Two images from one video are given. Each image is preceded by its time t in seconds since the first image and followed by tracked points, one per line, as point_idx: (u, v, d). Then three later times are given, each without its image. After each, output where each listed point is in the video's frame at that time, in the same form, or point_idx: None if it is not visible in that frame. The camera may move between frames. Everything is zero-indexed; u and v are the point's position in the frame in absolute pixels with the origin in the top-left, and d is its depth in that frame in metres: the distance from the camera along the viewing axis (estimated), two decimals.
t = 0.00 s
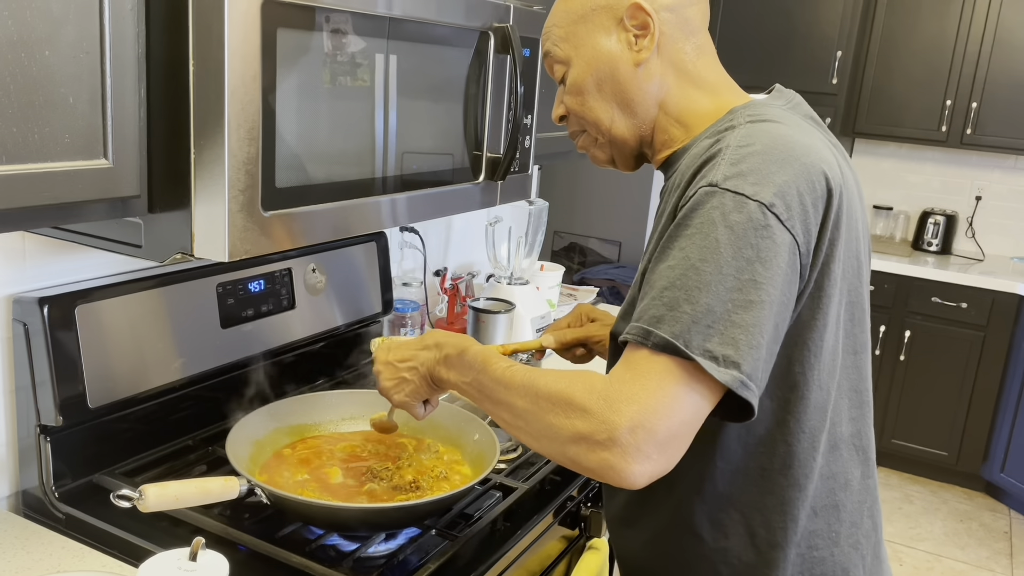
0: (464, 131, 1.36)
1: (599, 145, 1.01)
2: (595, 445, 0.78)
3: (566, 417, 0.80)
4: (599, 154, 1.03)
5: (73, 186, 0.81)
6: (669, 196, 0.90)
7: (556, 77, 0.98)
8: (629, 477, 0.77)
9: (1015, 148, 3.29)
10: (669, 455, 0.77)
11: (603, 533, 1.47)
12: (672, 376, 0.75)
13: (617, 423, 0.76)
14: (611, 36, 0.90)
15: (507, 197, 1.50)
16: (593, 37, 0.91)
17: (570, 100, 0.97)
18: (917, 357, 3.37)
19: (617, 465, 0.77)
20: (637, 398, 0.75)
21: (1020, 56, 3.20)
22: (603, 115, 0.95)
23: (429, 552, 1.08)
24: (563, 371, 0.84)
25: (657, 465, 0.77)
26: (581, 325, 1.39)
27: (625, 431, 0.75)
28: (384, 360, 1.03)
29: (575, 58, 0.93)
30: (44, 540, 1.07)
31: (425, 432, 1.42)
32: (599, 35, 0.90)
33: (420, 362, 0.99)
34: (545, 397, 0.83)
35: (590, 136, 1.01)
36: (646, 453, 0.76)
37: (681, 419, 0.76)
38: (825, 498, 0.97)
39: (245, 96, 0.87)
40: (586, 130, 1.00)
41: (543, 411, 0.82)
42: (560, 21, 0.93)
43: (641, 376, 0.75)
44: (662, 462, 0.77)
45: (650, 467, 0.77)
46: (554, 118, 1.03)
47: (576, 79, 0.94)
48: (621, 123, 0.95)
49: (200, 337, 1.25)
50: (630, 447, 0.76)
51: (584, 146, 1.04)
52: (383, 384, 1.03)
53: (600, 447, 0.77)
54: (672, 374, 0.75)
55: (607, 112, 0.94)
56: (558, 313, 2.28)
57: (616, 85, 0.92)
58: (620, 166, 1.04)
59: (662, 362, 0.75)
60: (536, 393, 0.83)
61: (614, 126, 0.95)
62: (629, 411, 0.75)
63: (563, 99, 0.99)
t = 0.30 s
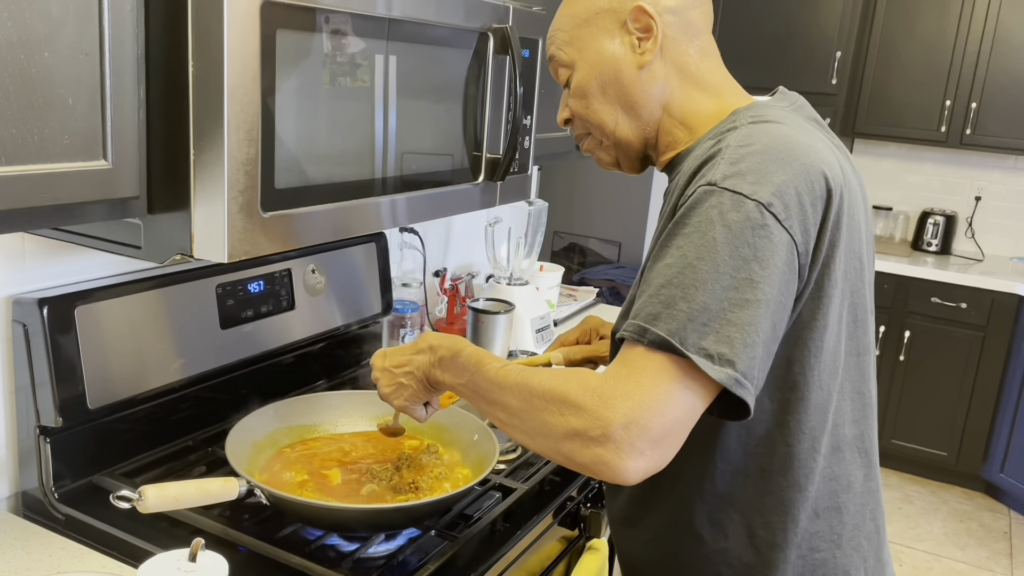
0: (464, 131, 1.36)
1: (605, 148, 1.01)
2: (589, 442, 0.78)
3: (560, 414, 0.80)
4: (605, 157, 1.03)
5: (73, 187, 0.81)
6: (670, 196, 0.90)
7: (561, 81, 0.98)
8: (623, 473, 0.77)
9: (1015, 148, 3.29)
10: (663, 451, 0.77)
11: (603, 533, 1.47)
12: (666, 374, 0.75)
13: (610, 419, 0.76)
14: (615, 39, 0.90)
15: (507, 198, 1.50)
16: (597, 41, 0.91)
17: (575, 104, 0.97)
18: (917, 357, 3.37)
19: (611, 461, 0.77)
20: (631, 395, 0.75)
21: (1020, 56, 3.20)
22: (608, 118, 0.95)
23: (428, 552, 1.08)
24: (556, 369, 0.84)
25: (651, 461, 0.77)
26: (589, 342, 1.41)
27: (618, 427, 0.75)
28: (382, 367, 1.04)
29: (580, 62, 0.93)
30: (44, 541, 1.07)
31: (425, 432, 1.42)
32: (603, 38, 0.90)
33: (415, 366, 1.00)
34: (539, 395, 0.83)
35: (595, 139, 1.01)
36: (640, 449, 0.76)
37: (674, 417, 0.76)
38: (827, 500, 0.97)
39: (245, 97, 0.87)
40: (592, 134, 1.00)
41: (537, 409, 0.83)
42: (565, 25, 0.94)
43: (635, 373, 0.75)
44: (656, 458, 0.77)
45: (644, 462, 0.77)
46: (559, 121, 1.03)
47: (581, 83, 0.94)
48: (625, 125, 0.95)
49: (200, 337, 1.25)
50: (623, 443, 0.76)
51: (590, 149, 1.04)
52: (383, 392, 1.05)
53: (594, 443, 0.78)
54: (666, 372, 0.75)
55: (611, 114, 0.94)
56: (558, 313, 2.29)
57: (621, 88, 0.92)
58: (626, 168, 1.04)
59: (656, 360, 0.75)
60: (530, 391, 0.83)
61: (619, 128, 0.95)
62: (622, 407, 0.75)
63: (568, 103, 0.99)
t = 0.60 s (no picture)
0: (464, 131, 1.36)
1: (608, 149, 1.01)
2: (599, 446, 0.78)
3: (569, 418, 0.80)
4: (609, 158, 1.03)
5: (73, 187, 0.81)
6: (675, 197, 0.90)
7: (564, 83, 0.98)
8: (632, 476, 0.77)
9: (1015, 149, 3.29)
10: (671, 454, 0.77)
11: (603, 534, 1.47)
12: (676, 376, 0.75)
13: (619, 423, 0.76)
14: (619, 41, 0.90)
15: (507, 198, 1.50)
16: (601, 43, 0.91)
17: (579, 106, 0.97)
18: (917, 358, 3.37)
19: (620, 465, 0.77)
20: (640, 398, 0.75)
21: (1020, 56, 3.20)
22: (612, 120, 0.95)
23: (428, 552, 1.08)
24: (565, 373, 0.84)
25: (660, 464, 0.77)
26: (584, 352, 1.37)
27: (627, 431, 0.75)
28: (390, 367, 1.03)
29: (584, 64, 0.93)
30: (45, 542, 1.07)
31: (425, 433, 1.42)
32: (607, 40, 0.90)
33: (422, 367, 0.99)
34: (547, 398, 0.82)
35: (599, 141, 1.01)
36: (649, 452, 0.76)
37: (682, 420, 0.76)
38: (832, 501, 0.97)
39: (245, 97, 0.87)
40: (595, 135, 1.00)
41: (545, 412, 0.82)
42: (568, 26, 0.94)
43: (644, 376, 0.75)
44: (665, 462, 0.77)
45: (652, 466, 0.77)
46: (562, 123, 1.02)
47: (585, 85, 0.94)
48: (629, 127, 0.95)
49: (201, 338, 1.25)
50: (631, 447, 0.76)
51: (593, 150, 1.04)
52: (388, 391, 1.04)
53: (602, 447, 0.78)
54: (675, 375, 0.75)
55: (615, 116, 0.94)
56: (558, 313, 2.29)
57: (625, 89, 0.91)
58: (629, 169, 1.04)
59: (666, 362, 0.75)
60: (539, 395, 0.83)
61: (622, 129, 0.95)
62: (631, 411, 0.75)
63: (571, 104, 0.99)
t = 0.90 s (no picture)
0: (464, 131, 1.36)
1: (611, 147, 1.01)
2: (601, 442, 0.78)
3: (572, 414, 0.80)
4: (611, 156, 1.03)
5: (72, 187, 0.81)
6: (679, 195, 0.90)
7: (567, 80, 0.98)
8: (635, 474, 0.77)
9: (1015, 148, 3.29)
10: (675, 452, 0.77)
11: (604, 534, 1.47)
12: (682, 373, 0.75)
13: (622, 420, 0.76)
14: (623, 38, 0.90)
15: (507, 198, 1.50)
16: (605, 40, 0.90)
17: (581, 103, 0.96)
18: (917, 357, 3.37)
19: (623, 462, 0.77)
20: (645, 395, 0.75)
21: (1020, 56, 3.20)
22: (615, 118, 0.95)
23: (428, 552, 1.08)
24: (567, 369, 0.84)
25: (663, 462, 0.77)
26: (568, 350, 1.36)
27: (631, 428, 0.75)
28: (389, 355, 1.02)
29: (587, 61, 0.93)
30: (45, 542, 1.07)
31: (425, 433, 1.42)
32: (610, 37, 0.90)
33: (421, 360, 0.99)
34: (550, 395, 0.82)
35: (601, 139, 1.01)
36: (653, 450, 0.76)
37: (688, 417, 0.76)
38: (836, 500, 0.97)
39: (245, 97, 0.87)
40: (597, 133, 1.00)
41: (547, 409, 0.82)
42: (571, 23, 0.93)
43: (650, 373, 0.75)
44: (669, 460, 0.77)
45: (657, 464, 0.77)
46: (563, 120, 1.02)
47: (588, 82, 0.94)
48: (632, 124, 0.95)
49: (200, 338, 1.25)
50: (635, 444, 0.76)
51: (595, 148, 1.04)
52: (384, 380, 1.03)
53: (606, 444, 0.77)
54: (681, 372, 0.75)
55: (618, 113, 0.94)
56: (558, 313, 2.29)
57: (628, 87, 0.91)
58: (631, 167, 1.04)
59: (671, 360, 0.75)
60: (542, 391, 0.83)
61: (625, 127, 0.95)
62: (636, 408, 0.75)
63: (573, 101, 0.98)
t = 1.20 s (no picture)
0: (464, 131, 1.36)
1: (610, 145, 1.01)
2: (610, 446, 0.78)
3: (580, 417, 0.80)
4: (610, 154, 1.03)
5: (72, 187, 0.81)
6: (680, 196, 0.90)
7: (566, 76, 0.98)
8: (643, 478, 0.77)
9: (1015, 148, 3.29)
10: (683, 456, 0.77)
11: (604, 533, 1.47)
12: (687, 377, 0.75)
13: (631, 424, 0.75)
14: (623, 35, 0.90)
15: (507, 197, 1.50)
16: (605, 36, 0.90)
17: (580, 99, 0.96)
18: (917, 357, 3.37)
19: (630, 466, 0.77)
20: (652, 398, 0.75)
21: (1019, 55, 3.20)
22: (613, 114, 0.94)
23: (429, 552, 1.08)
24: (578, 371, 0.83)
25: (671, 466, 0.77)
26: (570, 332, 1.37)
27: (639, 432, 0.75)
28: (405, 340, 1.00)
29: (586, 56, 0.93)
30: (45, 542, 1.07)
31: (425, 433, 1.42)
32: (610, 34, 0.90)
33: (436, 351, 0.97)
34: (559, 397, 0.82)
35: (600, 135, 1.01)
36: (661, 453, 0.76)
37: (694, 420, 0.76)
38: (835, 500, 0.97)
39: (245, 96, 0.87)
40: (596, 129, 0.99)
41: (556, 411, 0.82)
42: (572, 19, 0.93)
43: (656, 376, 0.75)
44: (676, 463, 0.77)
45: (664, 467, 0.77)
46: (562, 115, 1.02)
47: (587, 77, 0.94)
48: (630, 121, 0.95)
49: (201, 337, 1.25)
50: (643, 448, 0.76)
51: (594, 146, 1.03)
52: (394, 364, 1.01)
53: (614, 448, 0.77)
54: (686, 376, 0.75)
55: (616, 110, 0.94)
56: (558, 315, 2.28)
57: (627, 83, 0.91)
58: (630, 166, 1.04)
59: (675, 363, 0.75)
60: (552, 393, 0.83)
61: (623, 124, 0.95)
62: (644, 411, 0.75)
63: (572, 97, 0.98)
